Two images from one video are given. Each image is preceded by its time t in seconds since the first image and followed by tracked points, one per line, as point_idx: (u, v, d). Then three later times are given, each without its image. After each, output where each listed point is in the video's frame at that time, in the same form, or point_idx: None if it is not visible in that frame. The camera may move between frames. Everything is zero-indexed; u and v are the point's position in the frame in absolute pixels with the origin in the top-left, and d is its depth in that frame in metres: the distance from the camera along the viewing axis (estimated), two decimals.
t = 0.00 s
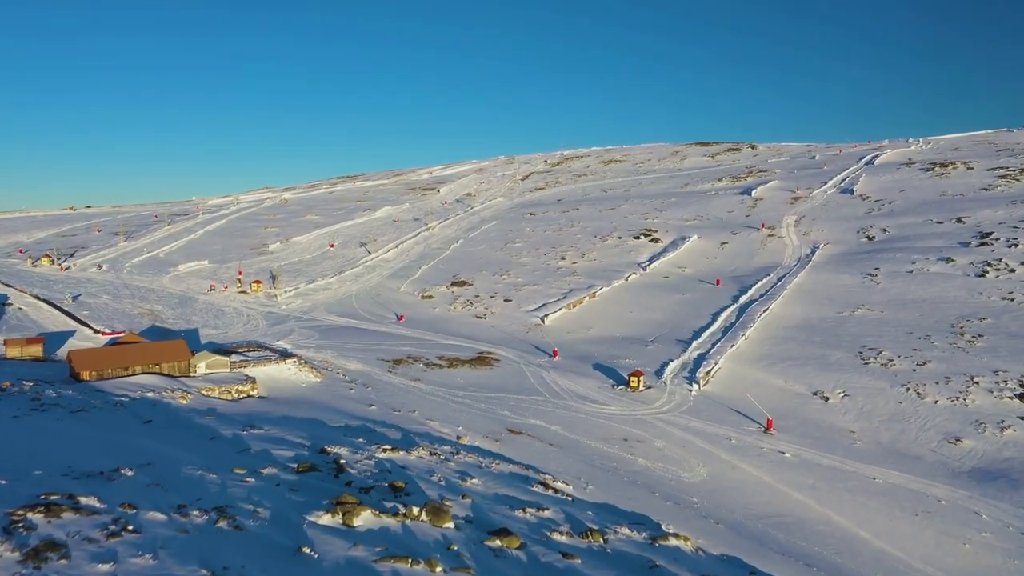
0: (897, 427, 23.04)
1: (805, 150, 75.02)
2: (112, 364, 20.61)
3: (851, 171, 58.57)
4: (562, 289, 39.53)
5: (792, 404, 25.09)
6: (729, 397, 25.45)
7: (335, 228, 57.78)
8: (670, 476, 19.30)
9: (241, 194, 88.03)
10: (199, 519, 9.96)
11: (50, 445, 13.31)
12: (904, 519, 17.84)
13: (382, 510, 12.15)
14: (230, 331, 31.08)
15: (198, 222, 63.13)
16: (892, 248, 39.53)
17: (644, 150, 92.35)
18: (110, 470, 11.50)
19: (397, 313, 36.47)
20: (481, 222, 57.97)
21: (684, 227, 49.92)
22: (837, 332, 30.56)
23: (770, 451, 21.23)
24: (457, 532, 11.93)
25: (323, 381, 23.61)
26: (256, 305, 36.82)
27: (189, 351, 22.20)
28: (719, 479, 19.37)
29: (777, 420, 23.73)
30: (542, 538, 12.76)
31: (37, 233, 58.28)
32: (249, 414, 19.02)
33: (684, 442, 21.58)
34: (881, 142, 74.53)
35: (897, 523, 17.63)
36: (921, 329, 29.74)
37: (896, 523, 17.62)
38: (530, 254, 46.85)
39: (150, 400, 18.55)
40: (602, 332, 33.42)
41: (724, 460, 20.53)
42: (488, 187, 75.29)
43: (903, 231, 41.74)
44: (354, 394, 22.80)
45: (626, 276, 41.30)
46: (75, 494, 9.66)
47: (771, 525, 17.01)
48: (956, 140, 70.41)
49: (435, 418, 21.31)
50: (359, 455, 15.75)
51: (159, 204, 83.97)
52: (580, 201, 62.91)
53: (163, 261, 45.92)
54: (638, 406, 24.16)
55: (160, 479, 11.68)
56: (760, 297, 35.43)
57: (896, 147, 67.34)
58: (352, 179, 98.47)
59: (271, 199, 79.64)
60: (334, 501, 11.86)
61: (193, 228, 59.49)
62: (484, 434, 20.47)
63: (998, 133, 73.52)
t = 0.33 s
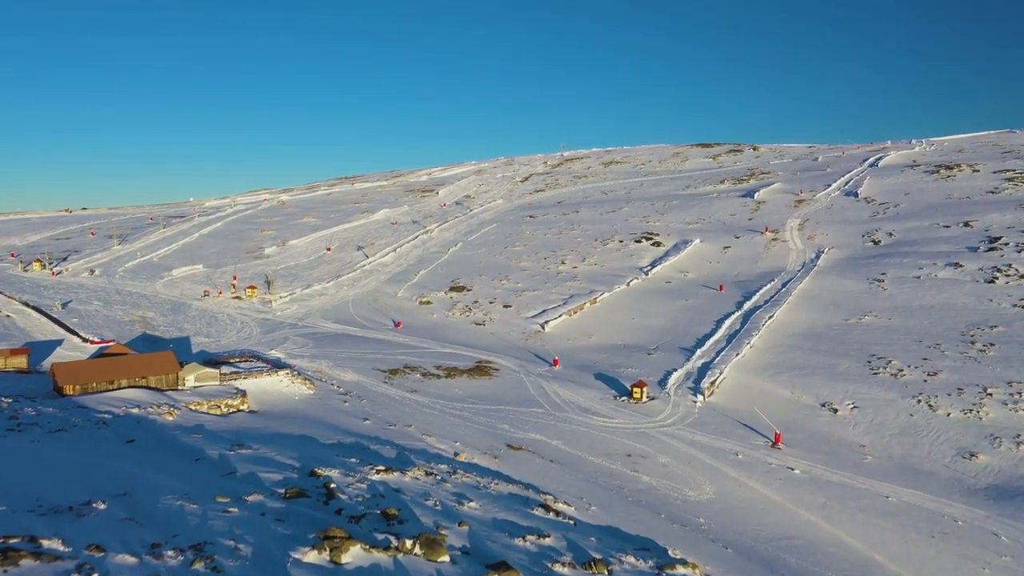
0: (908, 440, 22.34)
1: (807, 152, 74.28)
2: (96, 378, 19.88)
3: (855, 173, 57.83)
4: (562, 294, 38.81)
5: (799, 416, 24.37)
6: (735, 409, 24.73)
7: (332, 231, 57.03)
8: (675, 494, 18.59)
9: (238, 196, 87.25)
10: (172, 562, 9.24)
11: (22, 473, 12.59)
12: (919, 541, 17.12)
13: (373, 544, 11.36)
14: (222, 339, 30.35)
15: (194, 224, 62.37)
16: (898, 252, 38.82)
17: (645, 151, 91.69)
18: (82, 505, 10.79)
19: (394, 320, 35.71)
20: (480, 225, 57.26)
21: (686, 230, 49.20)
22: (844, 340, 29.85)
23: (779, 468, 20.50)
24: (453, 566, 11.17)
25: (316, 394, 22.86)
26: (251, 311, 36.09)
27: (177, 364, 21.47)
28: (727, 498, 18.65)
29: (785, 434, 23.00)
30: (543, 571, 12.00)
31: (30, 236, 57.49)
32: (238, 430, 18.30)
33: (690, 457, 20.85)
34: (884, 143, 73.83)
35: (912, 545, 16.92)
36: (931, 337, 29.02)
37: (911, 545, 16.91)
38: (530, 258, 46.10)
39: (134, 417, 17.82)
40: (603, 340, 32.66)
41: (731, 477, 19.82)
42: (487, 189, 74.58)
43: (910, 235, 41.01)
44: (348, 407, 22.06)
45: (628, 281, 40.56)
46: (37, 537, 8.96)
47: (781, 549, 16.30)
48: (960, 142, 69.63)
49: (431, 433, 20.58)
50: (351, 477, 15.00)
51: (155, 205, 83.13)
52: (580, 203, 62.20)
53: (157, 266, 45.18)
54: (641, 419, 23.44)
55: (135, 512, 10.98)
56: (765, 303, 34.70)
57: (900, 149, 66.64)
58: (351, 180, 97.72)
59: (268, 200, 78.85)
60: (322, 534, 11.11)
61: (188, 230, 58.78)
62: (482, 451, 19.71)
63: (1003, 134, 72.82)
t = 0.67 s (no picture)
0: (922, 455, 21.60)
1: (809, 153, 73.54)
2: (79, 394, 19.09)
3: (859, 175, 57.10)
4: (563, 300, 38.09)
5: (808, 428, 23.63)
6: (741, 422, 23.99)
7: (329, 234, 56.29)
8: (682, 514, 17.85)
9: (235, 197, 86.50)
10: None
11: None
12: (936, 565, 16.40)
13: None
14: (214, 347, 29.61)
15: (189, 227, 61.64)
16: (905, 257, 38.09)
17: (645, 153, 90.97)
18: (48, 547, 10.12)
19: (390, 327, 34.97)
20: (479, 227, 56.52)
21: (688, 234, 48.46)
22: (852, 349, 29.12)
23: (788, 485, 19.77)
24: None
25: (309, 407, 22.12)
26: (244, 318, 35.35)
27: (164, 377, 20.68)
28: (735, 518, 17.93)
29: (794, 448, 22.26)
30: None
31: (24, 239, 56.75)
32: (226, 449, 17.57)
33: (696, 474, 20.12)
34: (887, 144, 73.12)
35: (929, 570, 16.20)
36: (942, 346, 28.28)
37: (928, 570, 16.19)
38: (530, 262, 45.35)
39: (117, 435, 17.07)
40: (604, 348, 31.94)
41: (739, 495, 19.09)
42: (486, 191, 73.84)
43: (916, 239, 40.29)
44: (342, 421, 21.31)
45: (629, 286, 39.84)
46: None
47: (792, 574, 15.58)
48: (965, 143, 68.88)
49: (427, 449, 19.84)
50: (342, 503, 14.23)
51: (151, 206, 82.32)
52: (580, 205, 61.46)
53: (151, 270, 44.41)
54: (645, 432, 22.70)
55: (107, 551, 10.35)
56: (770, 310, 33.97)
57: (903, 151, 65.90)
58: (349, 181, 97.03)
59: (266, 202, 78.07)
60: (307, 573, 10.34)
61: (184, 233, 58.02)
62: (480, 468, 18.97)
63: (1007, 135, 72.14)
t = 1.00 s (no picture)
0: (935, 471, 20.90)
1: (812, 154, 72.79)
2: (61, 409, 18.37)
3: (863, 177, 56.37)
4: (564, 305, 37.36)
5: (817, 442, 22.93)
6: (748, 435, 23.27)
7: (326, 236, 55.57)
8: (688, 536, 17.14)
9: (232, 198, 85.74)
10: None
11: None
12: None
13: None
14: (206, 356, 28.89)
15: (185, 229, 60.90)
16: (912, 262, 37.38)
17: (646, 153, 90.27)
18: None
19: (388, 333, 34.24)
20: (479, 230, 55.79)
21: (690, 237, 47.74)
22: (860, 357, 28.40)
23: (797, 503, 19.05)
24: None
25: (302, 421, 21.38)
26: (238, 324, 34.62)
27: (150, 392, 19.93)
28: (743, 539, 17.22)
29: (803, 463, 21.54)
30: None
31: (17, 242, 56.02)
32: (213, 468, 16.86)
33: (702, 491, 19.41)
34: (891, 145, 72.34)
35: None
36: (953, 355, 27.56)
37: None
38: (530, 265, 44.64)
39: (98, 454, 16.34)
40: (606, 356, 31.20)
41: (746, 514, 18.36)
42: (485, 192, 73.15)
43: (923, 243, 39.58)
44: (335, 436, 20.58)
45: (631, 291, 39.12)
46: None
47: None
48: (969, 144, 68.17)
49: (424, 466, 19.12)
50: (332, 530, 13.49)
51: (147, 208, 81.56)
52: (581, 207, 60.72)
53: (144, 274, 43.67)
54: (649, 446, 21.98)
55: None
56: (775, 316, 33.26)
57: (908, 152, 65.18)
58: (348, 182, 96.34)
59: (263, 204, 77.23)
60: None
61: (179, 236, 57.28)
62: (478, 487, 18.24)
63: (1011, 136, 71.49)
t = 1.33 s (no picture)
0: (951, 488, 20.14)
1: (815, 156, 71.97)
2: (41, 426, 17.65)
3: (867, 179, 55.62)
4: (564, 311, 36.63)
5: (826, 456, 22.20)
6: (755, 449, 22.54)
7: (323, 239, 54.84)
8: (695, 560, 16.41)
9: (230, 200, 85.05)
10: None
11: None
12: None
13: None
14: (198, 365, 28.14)
15: (180, 231, 60.14)
16: (919, 267, 36.66)
17: (647, 154, 89.48)
18: None
19: (384, 340, 33.49)
20: (478, 233, 55.04)
21: (693, 240, 47.02)
22: (869, 367, 27.66)
23: (808, 523, 18.32)
24: None
25: (293, 436, 20.63)
26: (232, 331, 33.89)
27: (135, 407, 19.19)
28: (752, 563, 16.49)
29: (812, 479, 20.80)
30: None
31: (9, 245, 55.27)
32: (199, 489, 16.12)
33: (709, 510, 18.68)
34: (894, 147, 71.55)
35: None
36: (965, 365, 26.80)
37: None
38: (529, 270, 43.91)
39: (78, 476, 15.62)
40: (607, 364, 30.47)
41: (755, 536, 17.62)
42: (485, 193, 72.44)
43: (930, 248, 38.85)
44: (328, 452, 19.82)
45: (633, 296, 38.38)
46: None
47: None
48: (974, 146, 67.39)
49: (419, 485, 18.36)
50: (320, 561, 12.74)
51: (144, 210, 80.89)
52: (581, 209, 59.97)
53: (137, 279, 42.91)
54: (652, 462, 21.24)
55: None
56: (781, 323, 32.52)
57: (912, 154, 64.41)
58: (346, 184, 95.63)
59: (260, 205, 76.51)
60: None
61: (174, 238, 56.53)
62: (476, 508, 17.52)
63: (1016, 137, 70.69)
